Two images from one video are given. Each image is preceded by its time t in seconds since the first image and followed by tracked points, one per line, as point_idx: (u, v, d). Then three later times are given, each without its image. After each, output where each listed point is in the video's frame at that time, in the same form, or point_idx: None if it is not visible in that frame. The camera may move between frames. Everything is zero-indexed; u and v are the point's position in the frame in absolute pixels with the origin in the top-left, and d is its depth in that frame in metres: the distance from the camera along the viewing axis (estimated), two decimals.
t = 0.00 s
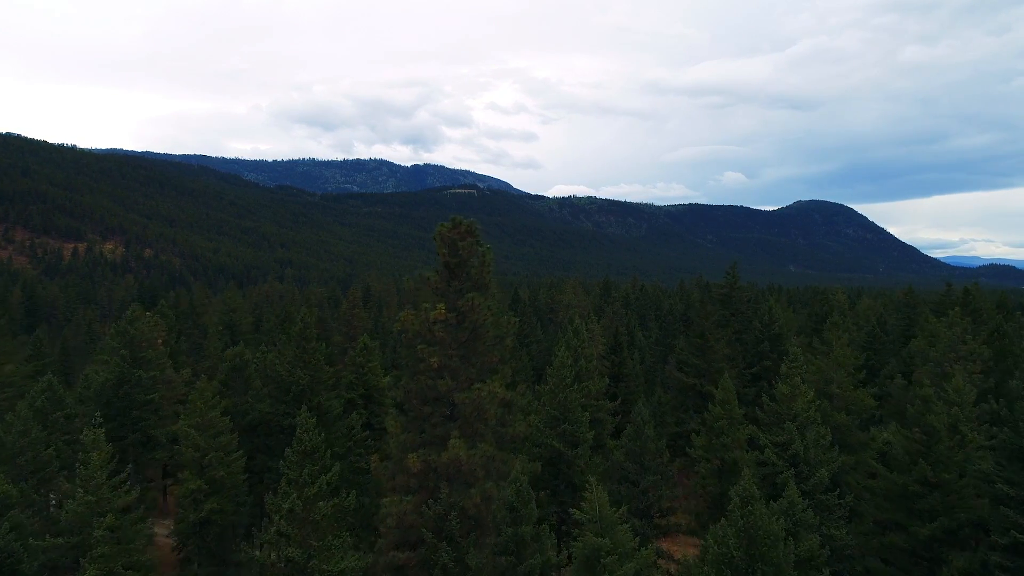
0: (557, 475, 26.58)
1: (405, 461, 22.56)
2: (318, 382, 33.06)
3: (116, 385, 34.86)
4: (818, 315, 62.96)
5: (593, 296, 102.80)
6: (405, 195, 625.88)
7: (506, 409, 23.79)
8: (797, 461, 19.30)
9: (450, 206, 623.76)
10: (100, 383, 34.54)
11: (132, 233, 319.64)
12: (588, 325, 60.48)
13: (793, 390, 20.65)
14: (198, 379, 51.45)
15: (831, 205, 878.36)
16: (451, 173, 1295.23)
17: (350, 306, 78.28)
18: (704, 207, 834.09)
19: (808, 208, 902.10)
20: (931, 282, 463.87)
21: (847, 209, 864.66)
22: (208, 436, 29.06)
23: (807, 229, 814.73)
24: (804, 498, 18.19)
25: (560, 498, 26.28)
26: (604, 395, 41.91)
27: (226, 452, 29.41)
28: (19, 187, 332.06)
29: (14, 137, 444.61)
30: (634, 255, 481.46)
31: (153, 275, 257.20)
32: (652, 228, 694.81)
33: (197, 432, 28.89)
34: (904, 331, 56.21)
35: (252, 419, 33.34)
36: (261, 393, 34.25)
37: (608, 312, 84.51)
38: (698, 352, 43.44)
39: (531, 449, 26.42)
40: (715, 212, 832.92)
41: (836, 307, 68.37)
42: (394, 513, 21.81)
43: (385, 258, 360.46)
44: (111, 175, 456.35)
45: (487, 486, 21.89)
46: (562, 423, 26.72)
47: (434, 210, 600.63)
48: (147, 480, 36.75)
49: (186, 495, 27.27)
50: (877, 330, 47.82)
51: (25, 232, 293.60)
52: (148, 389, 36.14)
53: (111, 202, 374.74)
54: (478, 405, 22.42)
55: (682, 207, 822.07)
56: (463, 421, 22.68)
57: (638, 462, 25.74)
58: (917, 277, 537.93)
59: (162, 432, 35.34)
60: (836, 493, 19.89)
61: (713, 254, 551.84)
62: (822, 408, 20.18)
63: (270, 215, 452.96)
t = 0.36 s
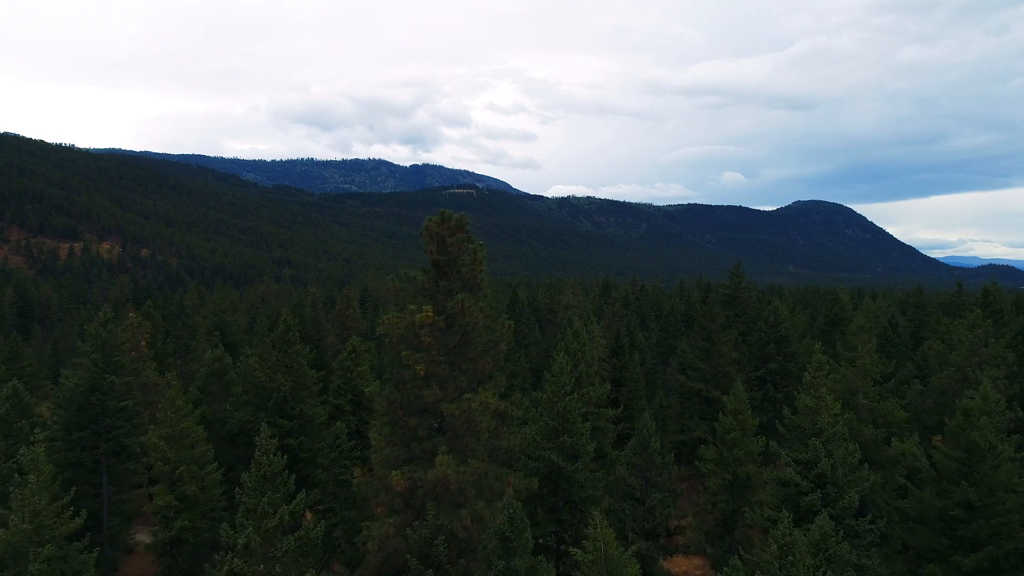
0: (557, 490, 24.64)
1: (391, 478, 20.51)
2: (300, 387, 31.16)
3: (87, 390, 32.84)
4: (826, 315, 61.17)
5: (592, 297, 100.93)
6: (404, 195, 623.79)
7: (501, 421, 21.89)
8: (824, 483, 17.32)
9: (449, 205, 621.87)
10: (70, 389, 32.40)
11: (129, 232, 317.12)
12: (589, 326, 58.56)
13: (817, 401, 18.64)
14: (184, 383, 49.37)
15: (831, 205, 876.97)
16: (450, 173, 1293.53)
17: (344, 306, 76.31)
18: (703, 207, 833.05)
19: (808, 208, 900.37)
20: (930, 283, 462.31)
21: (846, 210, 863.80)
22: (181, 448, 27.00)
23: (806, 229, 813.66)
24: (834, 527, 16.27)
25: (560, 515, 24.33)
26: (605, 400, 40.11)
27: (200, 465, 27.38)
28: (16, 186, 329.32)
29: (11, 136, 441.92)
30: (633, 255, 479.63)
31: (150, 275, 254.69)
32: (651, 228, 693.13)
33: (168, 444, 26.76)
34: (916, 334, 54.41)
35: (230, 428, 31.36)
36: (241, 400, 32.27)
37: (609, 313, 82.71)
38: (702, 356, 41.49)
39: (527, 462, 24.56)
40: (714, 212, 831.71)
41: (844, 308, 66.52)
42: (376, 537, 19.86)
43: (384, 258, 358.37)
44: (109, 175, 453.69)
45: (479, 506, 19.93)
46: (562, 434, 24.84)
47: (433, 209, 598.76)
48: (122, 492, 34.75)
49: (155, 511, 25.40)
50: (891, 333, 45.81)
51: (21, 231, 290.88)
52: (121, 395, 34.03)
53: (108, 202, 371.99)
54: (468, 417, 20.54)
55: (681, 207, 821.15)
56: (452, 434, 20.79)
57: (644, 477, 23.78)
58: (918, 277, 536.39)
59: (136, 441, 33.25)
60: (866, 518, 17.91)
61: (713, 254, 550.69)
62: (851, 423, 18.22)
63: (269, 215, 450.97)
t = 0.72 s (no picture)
0: (555, 510, 22.49)
1: (370, 502, 18.32)
2: (277, 395, 28.99)
3: (52, 399, 30.55)
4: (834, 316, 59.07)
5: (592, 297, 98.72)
6: (403, 194, 621.61)
7: (492, 436, 19.73)
8: (861, 512, 15.12)
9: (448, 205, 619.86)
10: (33, 398, 30.13)
11: (126, 232, 314.15)
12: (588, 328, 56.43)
13: (851, 416, 16.41)
14: (166, 389, 47.06)
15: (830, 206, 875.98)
16: (449, 173, 1290.58)
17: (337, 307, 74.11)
18: (703, 207, 831.70)
19: (807, 208, 898.95)
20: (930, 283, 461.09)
21: (845, 210, 862.88)
22: (146, 464, 24.80)
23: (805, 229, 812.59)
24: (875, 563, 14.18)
25: (556, 538, 22.42)
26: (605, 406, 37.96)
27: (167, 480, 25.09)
28: (12, 186, 326.32)
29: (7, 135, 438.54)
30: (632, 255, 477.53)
31: (146, 275, 251.87)
32: (650, 228, 691.43)
33: (130, 459, 24.48)
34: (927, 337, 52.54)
35: (202, 439, 29.13)
36: (216, 409, 30.04)
37: (609, 313, 80.73)
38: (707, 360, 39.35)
39: (521, 480, 22.48)
40: (714, 212, 830.26)
41: (851, 308, 64.64)
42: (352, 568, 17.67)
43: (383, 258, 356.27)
44: (106, 174, 450.54)
45: (467, 532, 17.80)
46: (560, 449, 22.73)
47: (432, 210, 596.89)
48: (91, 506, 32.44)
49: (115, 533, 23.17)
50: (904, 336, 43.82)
51: (16, 231, 287.82)
52: (89, 404, 31.80)
53: (105, 202, 368.86)
54: (456, 433, 18.37)
55: (681, 207, 819.76)
56: (437, 452, 18.61)
57: (651, 496, 21.65)
58: (918, 277, 535.03)
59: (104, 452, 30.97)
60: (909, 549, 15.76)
61: (712, 254, 549.26)
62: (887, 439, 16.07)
63: (267, 215, 448.52)
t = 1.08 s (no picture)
0: (553, 536, 20.34)
1: (341, 534, 16.09)
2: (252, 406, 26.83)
3: (11, 409, 28.34)
4: (843, 317, 57.12)
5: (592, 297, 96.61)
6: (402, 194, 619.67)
7: (482, 458, 17.51)
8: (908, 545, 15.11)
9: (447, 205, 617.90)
10: None
11: (122, 232, 311.40)
12: (587, 330, 54.28)
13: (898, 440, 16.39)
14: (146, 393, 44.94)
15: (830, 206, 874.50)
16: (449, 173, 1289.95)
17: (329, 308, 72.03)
18: (702, 207, 830.25)
19: (807, 208, 897.48)
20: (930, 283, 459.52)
21: (845, 210, 861.39)
22: (104, 481, 22.53)
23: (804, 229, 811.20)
24: None
25: (555, 565, 20.37)
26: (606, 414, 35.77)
27: (127, 499, 22.81)
28: (8, 185, 323.66)
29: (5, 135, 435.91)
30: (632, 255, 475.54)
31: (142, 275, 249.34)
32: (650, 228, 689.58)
33: (86, 477, 22.27)
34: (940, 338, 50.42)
35: (173, 452, 26.86)
36: (187, 419, 27.84)
37: (609, 314, 78.65)
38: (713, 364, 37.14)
39: (515, 502, 20.38)
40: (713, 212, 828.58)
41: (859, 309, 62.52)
42: None
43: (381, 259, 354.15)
44: (103, 174, 447.79)
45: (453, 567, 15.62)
46: (558, 468, 20.55)
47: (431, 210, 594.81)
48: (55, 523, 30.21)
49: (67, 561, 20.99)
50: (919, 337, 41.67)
51: (12, 231, 285.30)
52: (52, 413, 29.55)
53: (102, 202, 366.14)
54: (440, 455, 16.19)
55: (680, 207, 818.08)
56: (420, 474, 16.44)
57: (660, 521, 19.53)
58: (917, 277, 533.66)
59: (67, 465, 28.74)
60: None
61: (712, 254, 547.47)
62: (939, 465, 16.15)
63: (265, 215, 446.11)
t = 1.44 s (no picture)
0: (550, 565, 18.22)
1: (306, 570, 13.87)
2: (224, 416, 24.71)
3: None
4: (852, 318, 55.09)
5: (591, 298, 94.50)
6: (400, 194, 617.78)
7: (469, 482, 15.37)
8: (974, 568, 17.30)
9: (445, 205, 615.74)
10: None
11: (119, 232, 308.94)
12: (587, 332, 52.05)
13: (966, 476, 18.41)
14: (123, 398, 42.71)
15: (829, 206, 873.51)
16: (448, 173, 1288.05)
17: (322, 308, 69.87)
18: (701, 207, 828.82)
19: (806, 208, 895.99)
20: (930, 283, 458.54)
21: (844, 210, 860.13)
22: (54, 502, 20.28)
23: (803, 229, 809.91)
24: None
25: None
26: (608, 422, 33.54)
27: (81, 521, 20.62)
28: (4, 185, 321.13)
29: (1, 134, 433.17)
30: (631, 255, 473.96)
31: (138, 275, 246.94)
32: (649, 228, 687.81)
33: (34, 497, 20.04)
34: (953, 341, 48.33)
35: (137, 467, 24.62)
36: (154, 430, 25.64)
37: (608, 315, 76.57)
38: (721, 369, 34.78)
39: (509, 528, 18.29)
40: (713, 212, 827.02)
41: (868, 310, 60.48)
42: None
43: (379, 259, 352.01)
44: (100, 173, 444.99)
45: None
46: (557, 491, 18.40)
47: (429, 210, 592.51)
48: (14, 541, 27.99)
49: None
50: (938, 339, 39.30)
51: (8, 231, 282.90)
52: (9, 423, 27.30)
53: (99, 202, 363.75)
54: (420, 481, 14.06)
55: (680, 207, 816.52)
56: (398, 503, 14.31)
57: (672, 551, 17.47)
58: (917, 278, 532.61)
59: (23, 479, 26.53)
60: None
61: (712, 254, 545.43)
62: (1005, 494, 18.03)
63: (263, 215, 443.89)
